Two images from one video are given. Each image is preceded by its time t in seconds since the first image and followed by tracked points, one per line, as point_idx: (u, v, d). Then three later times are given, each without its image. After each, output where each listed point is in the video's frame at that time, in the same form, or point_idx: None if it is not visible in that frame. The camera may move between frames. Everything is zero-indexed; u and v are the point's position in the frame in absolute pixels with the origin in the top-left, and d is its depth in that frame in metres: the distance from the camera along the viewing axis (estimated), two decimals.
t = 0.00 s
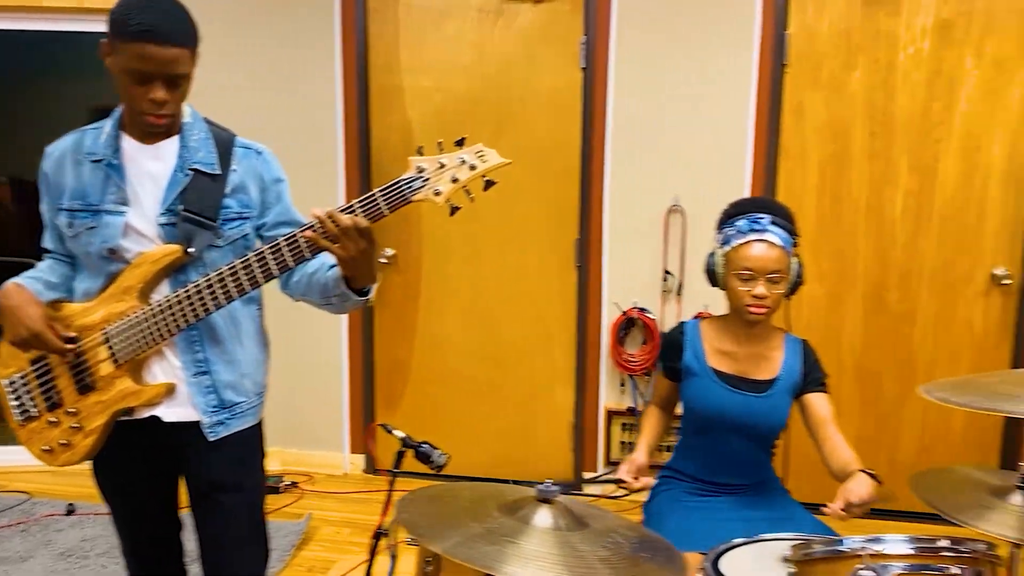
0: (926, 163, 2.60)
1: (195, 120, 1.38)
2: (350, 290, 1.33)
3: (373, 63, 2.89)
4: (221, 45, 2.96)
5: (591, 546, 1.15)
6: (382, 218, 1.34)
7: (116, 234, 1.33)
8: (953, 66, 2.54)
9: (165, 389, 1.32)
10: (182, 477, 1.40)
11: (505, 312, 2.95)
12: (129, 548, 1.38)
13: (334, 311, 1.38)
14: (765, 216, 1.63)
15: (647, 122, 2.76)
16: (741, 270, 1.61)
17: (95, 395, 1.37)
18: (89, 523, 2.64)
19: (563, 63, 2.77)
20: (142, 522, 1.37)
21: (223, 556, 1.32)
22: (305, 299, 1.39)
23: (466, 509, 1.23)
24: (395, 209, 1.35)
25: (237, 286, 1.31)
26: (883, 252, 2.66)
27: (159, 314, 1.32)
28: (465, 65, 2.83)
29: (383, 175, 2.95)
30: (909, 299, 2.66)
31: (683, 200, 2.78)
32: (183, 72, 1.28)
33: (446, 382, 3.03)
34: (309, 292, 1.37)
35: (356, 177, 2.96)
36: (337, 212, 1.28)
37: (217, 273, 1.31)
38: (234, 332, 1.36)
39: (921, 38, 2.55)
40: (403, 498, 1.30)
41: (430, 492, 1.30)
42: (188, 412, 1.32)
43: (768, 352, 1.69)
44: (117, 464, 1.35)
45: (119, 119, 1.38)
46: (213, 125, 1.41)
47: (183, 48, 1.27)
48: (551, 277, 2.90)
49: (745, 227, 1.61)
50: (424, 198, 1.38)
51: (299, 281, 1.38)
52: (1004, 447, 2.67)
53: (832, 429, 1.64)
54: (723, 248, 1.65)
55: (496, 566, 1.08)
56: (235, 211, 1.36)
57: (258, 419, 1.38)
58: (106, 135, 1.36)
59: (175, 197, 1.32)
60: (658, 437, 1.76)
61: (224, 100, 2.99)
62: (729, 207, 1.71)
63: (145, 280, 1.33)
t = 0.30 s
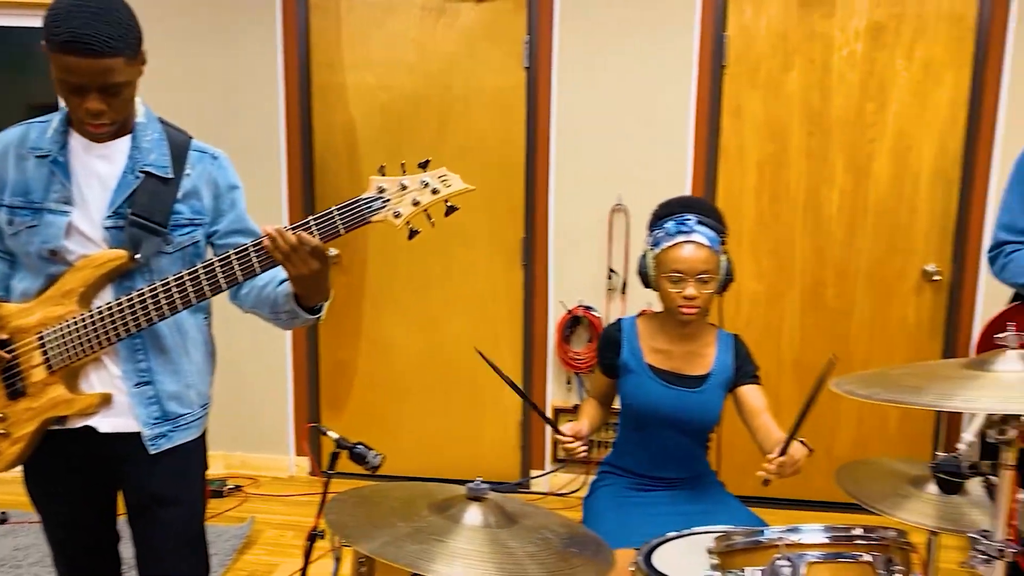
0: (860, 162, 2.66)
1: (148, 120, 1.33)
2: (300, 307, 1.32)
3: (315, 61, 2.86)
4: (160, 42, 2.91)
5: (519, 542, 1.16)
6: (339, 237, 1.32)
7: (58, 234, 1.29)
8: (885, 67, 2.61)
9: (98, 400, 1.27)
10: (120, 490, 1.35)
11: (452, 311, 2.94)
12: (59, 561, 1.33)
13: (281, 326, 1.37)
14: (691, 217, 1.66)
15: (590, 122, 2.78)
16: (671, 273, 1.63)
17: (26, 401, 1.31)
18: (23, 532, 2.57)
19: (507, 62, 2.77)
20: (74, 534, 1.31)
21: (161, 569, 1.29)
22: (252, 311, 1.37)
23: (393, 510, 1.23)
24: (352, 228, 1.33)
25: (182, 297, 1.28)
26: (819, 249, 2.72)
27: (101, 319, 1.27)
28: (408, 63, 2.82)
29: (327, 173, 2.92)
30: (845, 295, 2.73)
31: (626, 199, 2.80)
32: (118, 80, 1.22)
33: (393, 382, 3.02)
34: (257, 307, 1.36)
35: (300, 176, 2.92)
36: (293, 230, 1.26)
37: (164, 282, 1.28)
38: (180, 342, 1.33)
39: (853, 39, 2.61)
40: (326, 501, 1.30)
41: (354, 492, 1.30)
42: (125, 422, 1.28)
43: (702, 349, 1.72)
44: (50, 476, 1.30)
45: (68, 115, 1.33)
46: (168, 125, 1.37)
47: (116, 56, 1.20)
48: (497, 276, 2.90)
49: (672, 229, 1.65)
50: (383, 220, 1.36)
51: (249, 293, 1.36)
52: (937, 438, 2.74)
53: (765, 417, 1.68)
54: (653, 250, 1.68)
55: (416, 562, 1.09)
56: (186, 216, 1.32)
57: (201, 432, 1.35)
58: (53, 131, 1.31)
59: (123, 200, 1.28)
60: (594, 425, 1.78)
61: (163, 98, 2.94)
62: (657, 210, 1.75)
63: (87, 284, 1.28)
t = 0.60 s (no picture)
0: (803, 162, 2.72)
1: (109, 118, 1.30)
2: (256, 324, 1.27)
3: (261, 58, 2.82)
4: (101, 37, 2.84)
5: (461, 541, 1.16)
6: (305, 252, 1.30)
7: (9, 235, 1.25)
8: (826, 69, 2.66)
9: (47, 414, 1.22)
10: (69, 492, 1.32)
11: (403, 311, 2.93)
12: None
13: (238, 341, 1.33)
14: (635, 215, 1.68)
15: (539, 122, 2.79)
16: (617, 268, 1.64)
17: None
18: None
19: (456, 61, 2.77)
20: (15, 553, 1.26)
21: None
22: (210, 324, 1.33)
23: (335, 512, 1.22)
24: (319, 242, 1.31)
25: (139, 307, 1.24)
26: (765, 247, 2.77)
27: (54, 327, 1.23)
28: (356, 61, 2.80)
29: (274, 172, 2.88)
30: (790, 292, 2.78)
31: (576, 199, 2.82)
32: (77, 58, 1.18)
33: (344, 383, 2.99)
34: (215, 319, 1.32)
35: (246, 175, 2.88)
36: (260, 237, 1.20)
37: (119, 291, 1.24)
38: (136, 356, 1.29)
39: (796, 41, 2.66)
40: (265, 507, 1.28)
41: (293, 496, 1.28)
42: (76, 438, 1.24)
43: (646, 347, 1.74)
44: None
45: (23, 110, 1.30)
46: (131, 123, 1.33)
47: (72, 33, 1.17)
48: (449, 276, 2.89)
49: (617, 226, 1.66)
50: (352, 234, 1.34)
51: (208, 303, 1.32)
52: (877, 432, 2.82)
53: (707, 418, 1.71)
54: (599, 247, 1.69)
55: (356, 560, 1.08)
56: (147, 221, 1.29)
57: (157, 449, 1.31)
58: (7, 126, 1.29)
59: (80, 202, 1.25)
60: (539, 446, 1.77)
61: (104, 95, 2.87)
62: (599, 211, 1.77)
63: (39, 290, 1.24)
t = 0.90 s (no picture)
0: (762, 160, 2.74)
1: (72, 114, 1.26)
2: (240, 328, 1.25)
3: (217, 53, 2.76)
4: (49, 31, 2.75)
5: (425, 546, 1.14)
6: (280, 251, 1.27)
7: None
8: (785, 67, 2.69)
9: (8, 427, 1.18)
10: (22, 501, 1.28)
11: (365, 311, 2.89)
12: None
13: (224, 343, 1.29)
14: (595, 217, 1.67)
15: (501, 119, 2.77)
16: (577, 272, 1.64)
17: None
18: None
19: (417, 57, 2.74)
20: None
21: None
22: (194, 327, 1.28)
23: (294, 518, 1.19)
24: (295, 241, 1.28)
25: (104, 313, 1.20)
26: (725, 244, 2.79)
27: (15, 336, 1.18)
28: (315, 57, 2.75)
29: (230, 169, 2.82)
30: (751, 289, 2.80)
31: (539, 196, 2.81)
32: (29, 56, 1.13)
33: (304, 384, 2.94)
34: (198, 323, 1.27)
35: (202, 172, 2.81)
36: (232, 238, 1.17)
37: (84, 297, 1.19)
38: (103, 366, 1.24)
39: (756, 40, 2.68)
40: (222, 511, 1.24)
41: (250, 500, 1.25)
42: (37, 454, 1.20)
43: (608, 345, 1.73)
44: None
45: None
46: (97, 119, 1.29)
47: (26, 31, 1.12)
48: (411, 276, 2.86)
49: (576, 229, 1.65)
50: (330, 233, 1.31)
51: (191, 306, 1.27)
52: (836, 426, 2.86)
53: (673, 408, 1.69)
54: (560, 249, 1.68)
55: (316, 570, 1.05)
56: (116, 221, 1.24)
57: (126, 464, 1.26)
58: None
59: (42, 203, 1.20)
60: (510, 430, 1.75)
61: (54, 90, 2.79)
62: (563, 208, 1.76)
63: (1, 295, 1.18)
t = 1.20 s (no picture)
0: (744, 153, 2.72)
1: (40, 99, 1.20)
2: (230, 311, 1.20)
3: (190, 43, 2.69)
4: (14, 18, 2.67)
5: (409, 544, 1.10)
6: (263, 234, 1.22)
7: None
8: (767, 60, 2.68)
9: None
10: None
11: (344, 306, 2.84)
12: None
13: (209, 335, 1.24)
14: (579, 206, 1.64)
15: (482, 111, 2.73)
16: (561, 263, 1.60)
17: None
18: None
19: (395, 48, 2.69)
20: None
21: None
22: (175, 321, 1.24)
23: (272, 518, 1.14)
24: (278, 224, 1.24)
25: (75, 303, 1.14)
26: (707, 238, 2.77)
27: None
28: (291, 47, 2.70)
29: (204, 161, 2.75)
30: (734, 282, 2.79)
31: (521, 189, 2.78)
32: None
33: (281, 382, 2.88)
34: (180, 316, 1.23)
35: (175, 165, 2.75)
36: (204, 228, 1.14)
37: (52, 287, 1.13)
38: (71, 362, 1.18)
39: (737, 32, 2.67)
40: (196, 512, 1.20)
41: (225, 499, 1.20)
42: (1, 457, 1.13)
43: (594, 337, 1.70)
44: None
45: None
46: (66, 105, 1.24)
47: None
48: (390, 270, 2.82)
49: (560, 219, 1.62)
50: (315, 212, 1.28)
51: (168, 299, 1.23)
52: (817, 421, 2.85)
53: (658, 408, 1.67)
54: (544, 241, 1.65)
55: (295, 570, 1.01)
56: (86, 211, 1.18)
57: (95, 466, 1.21)
58: None
59: (9, 189, 1.15)
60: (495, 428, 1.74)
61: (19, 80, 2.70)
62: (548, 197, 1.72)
63: None
